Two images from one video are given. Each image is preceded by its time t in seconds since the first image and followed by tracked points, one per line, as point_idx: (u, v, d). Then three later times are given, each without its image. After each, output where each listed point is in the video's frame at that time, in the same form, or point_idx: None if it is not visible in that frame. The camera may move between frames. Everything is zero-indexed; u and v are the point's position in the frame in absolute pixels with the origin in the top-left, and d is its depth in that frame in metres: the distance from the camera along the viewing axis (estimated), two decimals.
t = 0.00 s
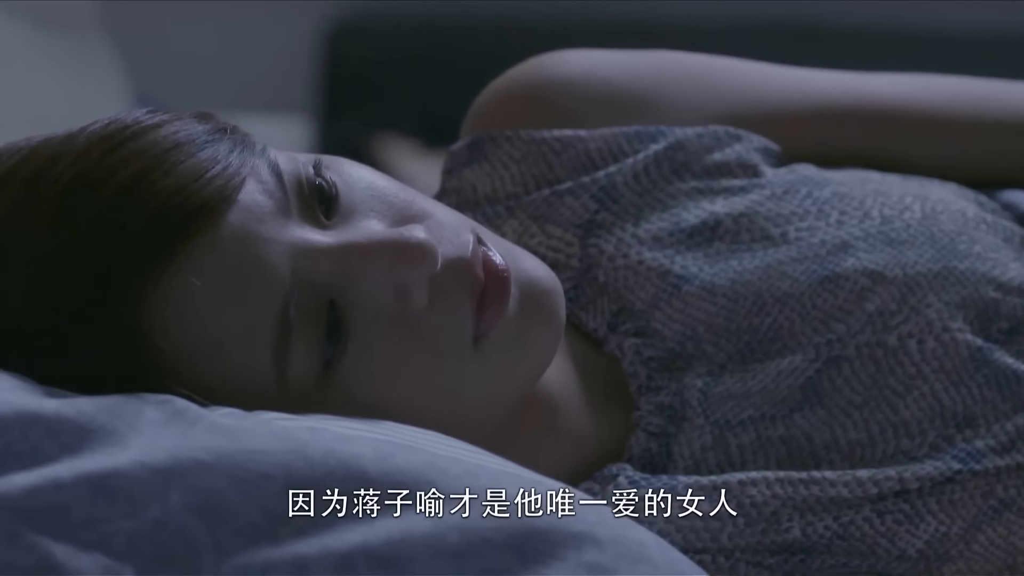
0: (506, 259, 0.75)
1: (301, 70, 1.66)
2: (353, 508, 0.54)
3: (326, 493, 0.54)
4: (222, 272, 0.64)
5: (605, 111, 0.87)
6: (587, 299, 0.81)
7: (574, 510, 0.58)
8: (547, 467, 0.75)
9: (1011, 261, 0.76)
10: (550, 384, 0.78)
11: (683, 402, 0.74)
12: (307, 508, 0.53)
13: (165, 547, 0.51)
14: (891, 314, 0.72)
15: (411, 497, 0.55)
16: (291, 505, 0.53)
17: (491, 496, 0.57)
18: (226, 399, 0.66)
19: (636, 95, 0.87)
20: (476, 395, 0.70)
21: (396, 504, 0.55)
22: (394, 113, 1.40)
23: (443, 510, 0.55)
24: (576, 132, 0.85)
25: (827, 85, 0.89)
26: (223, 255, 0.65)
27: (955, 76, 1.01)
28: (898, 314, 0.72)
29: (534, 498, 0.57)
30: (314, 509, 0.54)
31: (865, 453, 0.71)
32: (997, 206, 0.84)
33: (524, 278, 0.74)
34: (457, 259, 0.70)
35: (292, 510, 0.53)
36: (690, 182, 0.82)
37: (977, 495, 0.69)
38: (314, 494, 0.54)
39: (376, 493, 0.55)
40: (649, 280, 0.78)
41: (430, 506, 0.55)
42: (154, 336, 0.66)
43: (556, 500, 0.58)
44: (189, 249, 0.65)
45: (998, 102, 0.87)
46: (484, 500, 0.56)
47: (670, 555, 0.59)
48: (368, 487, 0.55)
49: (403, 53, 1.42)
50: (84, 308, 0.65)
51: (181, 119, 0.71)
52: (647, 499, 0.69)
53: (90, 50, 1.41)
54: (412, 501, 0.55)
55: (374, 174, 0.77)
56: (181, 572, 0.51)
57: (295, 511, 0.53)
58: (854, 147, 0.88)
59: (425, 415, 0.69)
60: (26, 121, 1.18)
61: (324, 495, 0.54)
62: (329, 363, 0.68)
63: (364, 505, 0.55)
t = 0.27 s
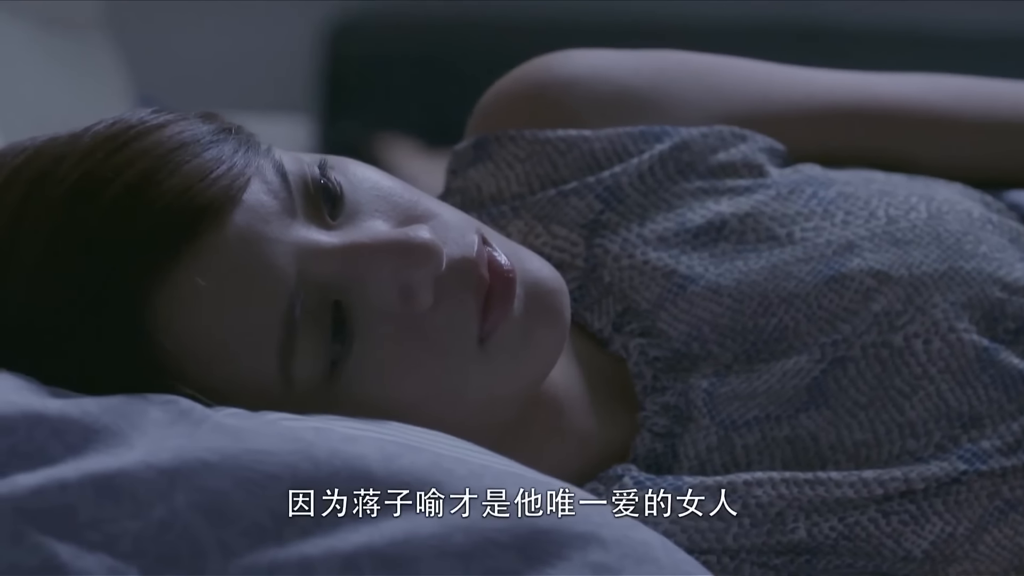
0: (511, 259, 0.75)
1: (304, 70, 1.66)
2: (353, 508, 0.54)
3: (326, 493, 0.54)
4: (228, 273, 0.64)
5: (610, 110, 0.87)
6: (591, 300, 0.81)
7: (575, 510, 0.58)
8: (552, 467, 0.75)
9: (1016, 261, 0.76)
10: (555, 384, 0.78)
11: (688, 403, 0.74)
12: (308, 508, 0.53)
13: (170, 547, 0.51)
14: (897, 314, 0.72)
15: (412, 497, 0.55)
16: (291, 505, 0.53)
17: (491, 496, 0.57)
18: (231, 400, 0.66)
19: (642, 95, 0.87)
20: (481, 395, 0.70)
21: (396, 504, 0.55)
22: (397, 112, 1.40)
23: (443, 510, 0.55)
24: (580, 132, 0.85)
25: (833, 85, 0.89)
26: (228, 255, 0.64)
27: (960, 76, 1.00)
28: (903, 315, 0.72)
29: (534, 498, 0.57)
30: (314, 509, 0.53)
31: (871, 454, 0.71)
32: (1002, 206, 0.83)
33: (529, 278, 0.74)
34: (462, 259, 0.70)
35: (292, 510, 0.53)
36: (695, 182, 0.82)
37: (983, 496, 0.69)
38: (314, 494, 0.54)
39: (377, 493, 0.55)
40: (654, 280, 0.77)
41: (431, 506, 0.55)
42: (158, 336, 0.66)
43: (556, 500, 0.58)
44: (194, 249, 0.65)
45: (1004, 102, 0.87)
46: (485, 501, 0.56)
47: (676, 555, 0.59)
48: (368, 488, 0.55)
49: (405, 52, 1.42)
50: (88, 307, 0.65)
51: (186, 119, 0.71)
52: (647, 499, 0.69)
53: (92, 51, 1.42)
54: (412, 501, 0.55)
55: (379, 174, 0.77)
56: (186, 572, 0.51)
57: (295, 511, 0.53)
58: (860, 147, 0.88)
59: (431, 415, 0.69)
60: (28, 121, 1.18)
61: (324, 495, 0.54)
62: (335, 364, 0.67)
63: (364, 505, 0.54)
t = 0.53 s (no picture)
0: (515, 259, 0.74)
1: (305, 70, 1.66)
2: (353, 509, 0.54)
3: (326, 493, 0.54)
4: (231, 272, 0.64)
5: (613, 109, 0.87)
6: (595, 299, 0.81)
7: (575, 510, 0.58)
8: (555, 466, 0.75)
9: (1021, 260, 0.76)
10: (558, 384, 0.78)
11: (692, 403, 0.74)
12: (308, 508, 0.53)
13: (174, 548, 0.51)
14: (901, 314, 0.72)
15: (411, 497, 0.55)
16: (291, 505, 0.53)
17: (491, 496, 0.57)
18: (234, 399, 0.66)
19: (645, 94, 0.87)
20: (485, 395, 0.70)
21: (396, 504, 0.55)
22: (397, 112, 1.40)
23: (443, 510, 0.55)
24: (584, 132, 0.85)
25: (836, 84, 0.89)
26: (232, 255, 0.64)
27: (964, 76, 1.00)
28: (908, 315, 0.72)
29: (534, 498, 0.57)
30: (314, 509, 0.53)
31: (875, 454, 0.71)
32: (1006, 206, 0.83)
33: (533, 279, 0.74)
34: (465, 259, 0.70)
35: (292, 510, 0.53)
36: (699, 182, 0.82)
37: (988, 496, 0.69)
38: (314, 494, 0.53)
39: (376, 493, 0.55)
40: (658, 280, 0.77)
41: (431, 506, 0.55)
42: (161, 335, 0.66)
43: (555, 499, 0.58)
44: (198, 248, 0.65)
45: (1008, 101, 0.87)
46: (485, 501, 0.56)
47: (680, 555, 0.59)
48: (368, 488, 0.55)
49: (407, 52, 1.42)
50: (90, 306, 0.65)
51: (189, 119, 0.71)
52: (647, 499, 0.69)
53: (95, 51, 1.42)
54: (412, 501, 0.55)
55: (382, 173, 0.77)
56: (190, 573, 0.50)
57: (295, 511, 0.53)
58: (864, 147, 0.87)
59: (434, 416, 0.69)
60: (29, 122, 1.19)
61: (324, 495, 0.54)
62: (338, 364, 0.67)
63: (364, 505, 0.54)
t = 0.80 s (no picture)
0: (518, 259, 0.74)
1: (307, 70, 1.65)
2: (353, 509, 0.54)
3: (326, 493, 0.53)
4: (234, 272, 0.64)
5: (615, 108, 0.87)
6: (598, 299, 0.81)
7: (576, 510, 0.57)
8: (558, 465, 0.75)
9: None
10: (561, 383, 0.78)
11: (695, 403, 0.74)
12: (308, 508, 0.53)
13: (176, 548, 0.51)
14: (905, 314, 0.72)
15: (411, 497, 0.55)
16: (291, 505, 0.52)
17: (491, 496, 0.56)
18: (236, 398, 0.66)
19: (648, 94, 0.87)
20: (488, 395, 0.70)
21: (396, 504, 0.54)
22: (399, 113, 1.40)
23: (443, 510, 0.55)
24: (586, 131, 0.85)
25: (839, 84, 0.89)
26: (235, 256, 0.64)
27: (967, 75, 1.00)
28: (912, 315, 0.72)
29: (534, 497, 0.56)
30: (314, 509, 0.53)
31: (879, 454, 0.70)
32: (1010, 206, 0.83)
33: (536, 279, 0.74)
34: (469, 259, 0.70)
35: (292, 510, 0.52)
36: (702, 182, 0.82)
37: (991, 496, 0.69)
38: (314, 494, 0.53)
39: (376, 493, 0.54)
40: (661, 280, 0.77)
41: (432, 505, 0.54)
42: (163, 335, 0.65)
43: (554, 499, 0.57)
44: (200, 248, 0.64)
45: (1011, 101, 0.87)
46: (485, 501, 0.56)
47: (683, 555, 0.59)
48: (368, 488, 0.54)
49: (409, 51, 1.42)
50: (92, 306, 0.65)
51: (191, 119, 0.71)
52: (647, 499, 0.69)
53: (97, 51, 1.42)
54: (412, 501, 0.55)
55: (385, 173, 0.77)
56: (192, 573, 0.50)
57: (295, 511, 0.52)
58: (867, 147, 0.87)
59: (437, 416, 0.69)
60: (30, 123, 1.19)
61: (324, 495, 0.53)
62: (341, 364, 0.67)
63: (364, 505, 0.54)
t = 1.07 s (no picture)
0: (522, 259, 0.74)
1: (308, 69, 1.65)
2: (353, 508, 0.53)
3: (326, 493, 0.53)
4: (238, 272, 0.64)
5: (618, 108, 0.87)
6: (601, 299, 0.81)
7: (576, 510, 0.57)
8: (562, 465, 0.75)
9: None
10: (564, 383, 0.78)
11: (698, 402, 0.74)
12: (307, 508, 0.53)
13: (179, 548, 0.51)
14: (908, 314, 0.72)
15: (411, 497, 0.54)
16: (291, 505, 0.52)
17: (491, 496, 0.56)
18: (239, 398, 0.66)
19: (651, 93, 0.87)
20: (491, 395, 0.70)
21: (396, 504, 0.54)
22: (400, 112, 1.40)
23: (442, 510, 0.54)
24: (589, 131, 0.85)
25: (842, 83, 0.89)
26: (238, 255, 0.64)
27: (971, 75, 1.00)
28: (915, 315, 0.71)
29: (533, 497, 0.56)
30: (314, 509, 0.53)
31: (883, 454, 0.70)
32: (1013, 205, 0.83)
33: (540, 279, 0.74)
34: (472, 259, 0.70)
35: (292, 510, 0.52)
36: (706, 182, 0.82)
37: (996, 496, 0.68)
38: (314, 494, 0.53)
39: (376, 493, 0.54)
40: (664, 280, 0.77)
41: (431, 506, 0.54)
42: (166, 334, 0.65)
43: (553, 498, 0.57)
44: (203, 248, 0.64)
45: (1014, 101, 0.87)
46: (484, 501, 0.55)
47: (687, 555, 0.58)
48: (368, 487, 0.54)
49: (410, 51, 1.41)
50: (94, 305, 0.65)
51: (194, 119, 0.71)
52: (647, 499, 0.69)
53: (100, 51, 1.42)
54: (412, 501, 0.54)
55: (388, 172, 0.77)
56: (196, 573, 0.50)
57: (295, 511, 0.52)
58: (870, 147, 0.87)
59: (440, 416, 0.69)
60: (32, 122, 1.19)
61: (324, 495, 0.53)
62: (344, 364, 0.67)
63: (364, 505, 0.54)
